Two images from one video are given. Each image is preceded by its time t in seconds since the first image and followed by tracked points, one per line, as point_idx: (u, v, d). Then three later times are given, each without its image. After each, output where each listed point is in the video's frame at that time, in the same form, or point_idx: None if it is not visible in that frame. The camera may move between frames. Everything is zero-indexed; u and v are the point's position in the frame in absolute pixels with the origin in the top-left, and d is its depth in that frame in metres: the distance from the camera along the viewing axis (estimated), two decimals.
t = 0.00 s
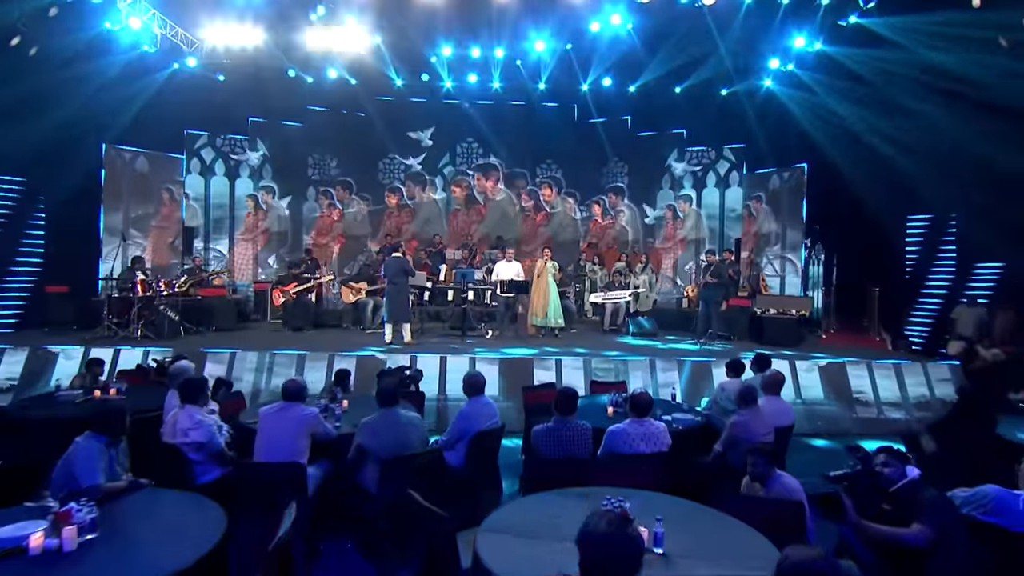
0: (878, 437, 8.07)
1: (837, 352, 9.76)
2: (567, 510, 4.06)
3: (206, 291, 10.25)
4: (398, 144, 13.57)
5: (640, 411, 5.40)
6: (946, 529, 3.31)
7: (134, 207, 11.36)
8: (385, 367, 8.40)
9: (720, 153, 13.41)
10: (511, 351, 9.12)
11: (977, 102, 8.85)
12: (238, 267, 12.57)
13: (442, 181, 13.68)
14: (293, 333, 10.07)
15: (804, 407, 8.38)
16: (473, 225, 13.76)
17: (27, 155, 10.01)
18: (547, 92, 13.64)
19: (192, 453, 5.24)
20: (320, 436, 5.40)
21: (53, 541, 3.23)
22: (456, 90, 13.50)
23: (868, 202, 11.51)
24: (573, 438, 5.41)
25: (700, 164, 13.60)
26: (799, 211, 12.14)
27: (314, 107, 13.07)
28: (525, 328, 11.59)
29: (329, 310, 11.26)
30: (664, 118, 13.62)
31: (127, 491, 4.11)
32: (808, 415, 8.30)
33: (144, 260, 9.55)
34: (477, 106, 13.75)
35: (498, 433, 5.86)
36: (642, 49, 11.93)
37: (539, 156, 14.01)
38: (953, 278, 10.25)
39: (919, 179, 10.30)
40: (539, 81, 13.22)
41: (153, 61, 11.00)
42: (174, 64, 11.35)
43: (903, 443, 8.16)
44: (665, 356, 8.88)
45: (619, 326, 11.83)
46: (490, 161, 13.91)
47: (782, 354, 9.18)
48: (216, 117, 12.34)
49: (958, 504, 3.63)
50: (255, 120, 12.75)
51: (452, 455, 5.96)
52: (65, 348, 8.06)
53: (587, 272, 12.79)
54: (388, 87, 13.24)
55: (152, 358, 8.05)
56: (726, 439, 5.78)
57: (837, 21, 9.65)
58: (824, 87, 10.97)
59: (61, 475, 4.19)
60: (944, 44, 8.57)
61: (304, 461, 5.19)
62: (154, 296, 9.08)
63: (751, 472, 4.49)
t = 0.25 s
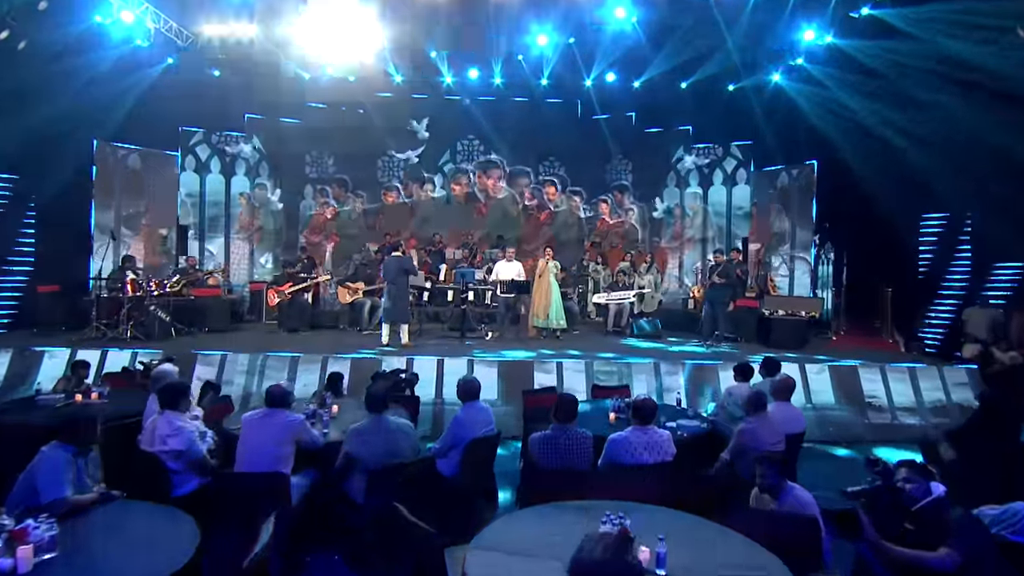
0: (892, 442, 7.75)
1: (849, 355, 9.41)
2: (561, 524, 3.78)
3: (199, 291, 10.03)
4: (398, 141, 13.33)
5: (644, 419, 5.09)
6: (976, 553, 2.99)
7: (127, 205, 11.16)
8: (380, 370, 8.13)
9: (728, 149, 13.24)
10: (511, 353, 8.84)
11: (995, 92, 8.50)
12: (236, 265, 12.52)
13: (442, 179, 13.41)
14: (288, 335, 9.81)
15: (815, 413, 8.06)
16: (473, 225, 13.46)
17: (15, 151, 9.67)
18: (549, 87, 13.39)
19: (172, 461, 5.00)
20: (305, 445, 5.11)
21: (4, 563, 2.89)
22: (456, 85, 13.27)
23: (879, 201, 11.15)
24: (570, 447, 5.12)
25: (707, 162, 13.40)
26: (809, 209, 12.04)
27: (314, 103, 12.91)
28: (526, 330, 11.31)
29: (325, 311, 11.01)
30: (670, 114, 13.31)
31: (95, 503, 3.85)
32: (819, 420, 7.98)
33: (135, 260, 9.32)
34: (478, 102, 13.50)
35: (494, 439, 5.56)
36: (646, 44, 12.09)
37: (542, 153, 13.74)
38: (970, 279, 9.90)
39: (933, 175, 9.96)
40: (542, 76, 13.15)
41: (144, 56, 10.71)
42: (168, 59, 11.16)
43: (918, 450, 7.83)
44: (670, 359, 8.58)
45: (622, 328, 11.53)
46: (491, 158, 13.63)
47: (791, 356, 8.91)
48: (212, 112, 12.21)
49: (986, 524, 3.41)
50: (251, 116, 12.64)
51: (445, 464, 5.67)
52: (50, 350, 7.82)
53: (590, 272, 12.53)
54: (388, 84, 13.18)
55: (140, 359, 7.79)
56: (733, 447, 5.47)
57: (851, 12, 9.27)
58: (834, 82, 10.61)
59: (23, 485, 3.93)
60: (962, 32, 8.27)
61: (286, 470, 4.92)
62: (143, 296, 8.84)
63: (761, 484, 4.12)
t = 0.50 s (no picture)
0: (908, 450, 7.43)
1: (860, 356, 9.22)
2: (563, 542, 3.48)
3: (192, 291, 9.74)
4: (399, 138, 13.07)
5: (647, 428, 4.80)
6: None
7: (119, 202, 11.18)
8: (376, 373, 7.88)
9: (735, 147, 13.11)
10: (511, 356, 8.56)
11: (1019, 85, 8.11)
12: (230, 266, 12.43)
13: (443, 176, 13.16)
14: (283, 336, 9.57)
15: (826, 417, 7.76)
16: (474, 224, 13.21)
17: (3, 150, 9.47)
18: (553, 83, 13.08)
19: (148, 471, 4.73)
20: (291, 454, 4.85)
21: None
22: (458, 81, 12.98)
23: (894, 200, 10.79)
24: (569, 458, 4.83)
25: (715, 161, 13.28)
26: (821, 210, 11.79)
27: (313, 100, 12.60)
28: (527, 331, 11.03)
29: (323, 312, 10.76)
30: (676, 111, 12.98)
31: (64, 517, 3.59)
32: (831, 426, 7.67)
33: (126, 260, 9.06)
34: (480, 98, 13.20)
35: (490, 446, 5.29)
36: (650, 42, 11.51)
37: (545, 150, 13.46)
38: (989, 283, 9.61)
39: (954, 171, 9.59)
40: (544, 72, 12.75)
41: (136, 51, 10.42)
42: (162, 56, 10.87)
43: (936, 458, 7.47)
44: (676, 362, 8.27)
45: (627, 330, 11.22)
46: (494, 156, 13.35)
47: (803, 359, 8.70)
48: (209, 108, 11.99)
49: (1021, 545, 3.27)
50: (249, 112, 12.50)
51: (439, 475, 5.39)
52: (35, 352, 7.62)
53: (593, 273, 12.28)
54: (389, 80, 12.68)
55: (128, 360, 7.55)
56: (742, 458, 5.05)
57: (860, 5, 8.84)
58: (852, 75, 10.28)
59: None
60: (973, 24, 7.89)
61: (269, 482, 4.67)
62: (133, 297, 8.58)
63: (769, 497, 3.81)
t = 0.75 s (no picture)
0: (923, 458, 7.14)
1: (877, 362, 8.81)
2: (557, 565, 3.20)
3: (185, 293, 9.34)
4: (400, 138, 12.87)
5: (648, 439, 4.48)
6: None
7: (111, 198, 10.72)
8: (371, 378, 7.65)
9: (743, 145, 12.66)
10: (510, 360, 8.31)
11: None
12: (224, 269, 12.17)
13: (443, 175, 12.93)
14: (278, 339, 9.32)
15: (837, 423, 7.51)
16: (476, 225, 12.98)
17: None
18: (555, 78, 12.84)
19: (122, 483, 4.46)
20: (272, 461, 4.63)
21: None
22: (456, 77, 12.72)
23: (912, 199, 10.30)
24: (565, 471, 4.53)
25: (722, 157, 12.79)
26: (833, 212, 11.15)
27: (315, 99, 12.44)
28: (528, 334, 10.76)
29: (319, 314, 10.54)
30: (681, 108, 12.70)
31: (17, 538, 3.30)
32: (843, 433, 7.39)
33: (116, 260, 8.81)
34: (482, 97, 12.94)
35: (485, 456, 5.05)
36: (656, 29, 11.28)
37: (548, 149, 13.19)
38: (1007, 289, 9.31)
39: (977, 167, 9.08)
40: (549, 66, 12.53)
41: (128, 45, 10.01)
42: (156, 52, 10.47)
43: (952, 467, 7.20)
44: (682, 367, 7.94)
45: (631, 333, 10.92)
46: (497, 155, 13.08)
47: (812, 365, 8.38)
48: (207, 105, 11.83)
49: None
50: (248, 110, 12.28)
51: (431, 488, 5.12)
52: (18, 355, 7.37)
53: (597, 274, 12.18)
54: (389, 77, 12.45)
55: (116, 364, 7.31)
56: (750, 471, 4.72)
57: None
58: (863, 71, 9.84)
59: None
60: (997, 16, 7.37)
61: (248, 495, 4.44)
62: (122, 298, 8.32)
63: (779, 513, 3.49)
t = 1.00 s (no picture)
0: (942, 468, 6.79)
1: (892, 366, 8.49)
2: None
3: (179, 292, 9.15)
4: (402, 135, 12.68)
5: (650, 449, 4.17)
6: None
7: (105, 195, 10.66)
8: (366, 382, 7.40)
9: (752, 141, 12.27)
10: (511, 363, 8.04)
11: None
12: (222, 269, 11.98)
13: (444, 173, 12.73)
14: (273, 341, 9.09)
15: (851, 431, 7.16)
16: (478, 225, 12.77)
17: None
18: (559, 73, 12.37)
19: (93, 495, 4.19)
20: (253, 473, 4.38)
21: None
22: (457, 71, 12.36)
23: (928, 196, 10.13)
24: (561, 484, 4.22)
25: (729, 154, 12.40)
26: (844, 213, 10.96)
27: (318, 95, 12.30)
28: (530, 336, 10.49)
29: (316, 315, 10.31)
30: (689, 105, 12.42)
31: None
32: (857, 440, 7.07)
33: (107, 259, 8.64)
34: (485, 94, 12.74)
35: (478, 466, 4.78)
36: (662, 25, 10.74)
37: (553, 146, 12.94)
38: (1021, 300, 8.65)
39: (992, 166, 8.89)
40: (551, 61, 12.01)
41: (121, 40, 9.79)
42: (151, 47, 10.31)
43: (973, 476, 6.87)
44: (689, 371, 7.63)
45: (636, 335, 10.61)
46: (500, 152, 12.84)
47: (824, 369, 8.05)
48: (206, 101, 11.65)
49: None
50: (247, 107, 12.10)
51: (421, 500, 4.84)
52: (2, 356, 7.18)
53: (602, 275, 11.92)
54: (389, 72, 12.24)
55: (104, 366, 7.09)
56: (761, 483, 4.43)
57: None
58: (876, 66, 9.71)
59: None
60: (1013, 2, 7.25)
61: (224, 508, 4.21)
62: (111, 299, 8.13)
63: (795, 531, 3.15)
